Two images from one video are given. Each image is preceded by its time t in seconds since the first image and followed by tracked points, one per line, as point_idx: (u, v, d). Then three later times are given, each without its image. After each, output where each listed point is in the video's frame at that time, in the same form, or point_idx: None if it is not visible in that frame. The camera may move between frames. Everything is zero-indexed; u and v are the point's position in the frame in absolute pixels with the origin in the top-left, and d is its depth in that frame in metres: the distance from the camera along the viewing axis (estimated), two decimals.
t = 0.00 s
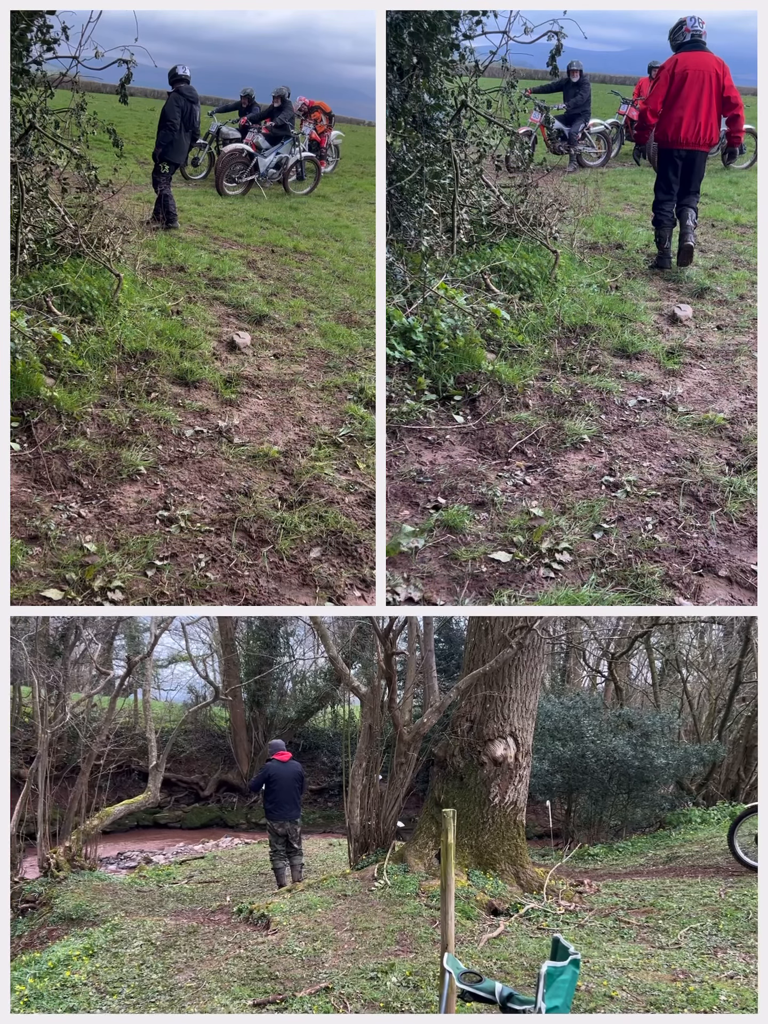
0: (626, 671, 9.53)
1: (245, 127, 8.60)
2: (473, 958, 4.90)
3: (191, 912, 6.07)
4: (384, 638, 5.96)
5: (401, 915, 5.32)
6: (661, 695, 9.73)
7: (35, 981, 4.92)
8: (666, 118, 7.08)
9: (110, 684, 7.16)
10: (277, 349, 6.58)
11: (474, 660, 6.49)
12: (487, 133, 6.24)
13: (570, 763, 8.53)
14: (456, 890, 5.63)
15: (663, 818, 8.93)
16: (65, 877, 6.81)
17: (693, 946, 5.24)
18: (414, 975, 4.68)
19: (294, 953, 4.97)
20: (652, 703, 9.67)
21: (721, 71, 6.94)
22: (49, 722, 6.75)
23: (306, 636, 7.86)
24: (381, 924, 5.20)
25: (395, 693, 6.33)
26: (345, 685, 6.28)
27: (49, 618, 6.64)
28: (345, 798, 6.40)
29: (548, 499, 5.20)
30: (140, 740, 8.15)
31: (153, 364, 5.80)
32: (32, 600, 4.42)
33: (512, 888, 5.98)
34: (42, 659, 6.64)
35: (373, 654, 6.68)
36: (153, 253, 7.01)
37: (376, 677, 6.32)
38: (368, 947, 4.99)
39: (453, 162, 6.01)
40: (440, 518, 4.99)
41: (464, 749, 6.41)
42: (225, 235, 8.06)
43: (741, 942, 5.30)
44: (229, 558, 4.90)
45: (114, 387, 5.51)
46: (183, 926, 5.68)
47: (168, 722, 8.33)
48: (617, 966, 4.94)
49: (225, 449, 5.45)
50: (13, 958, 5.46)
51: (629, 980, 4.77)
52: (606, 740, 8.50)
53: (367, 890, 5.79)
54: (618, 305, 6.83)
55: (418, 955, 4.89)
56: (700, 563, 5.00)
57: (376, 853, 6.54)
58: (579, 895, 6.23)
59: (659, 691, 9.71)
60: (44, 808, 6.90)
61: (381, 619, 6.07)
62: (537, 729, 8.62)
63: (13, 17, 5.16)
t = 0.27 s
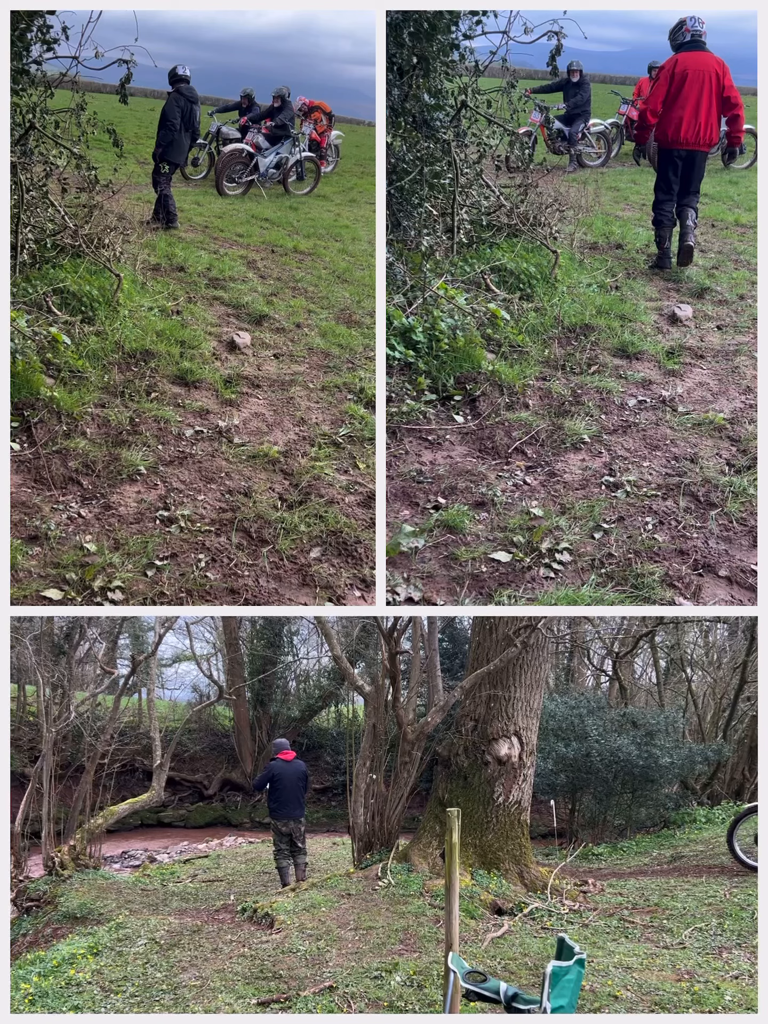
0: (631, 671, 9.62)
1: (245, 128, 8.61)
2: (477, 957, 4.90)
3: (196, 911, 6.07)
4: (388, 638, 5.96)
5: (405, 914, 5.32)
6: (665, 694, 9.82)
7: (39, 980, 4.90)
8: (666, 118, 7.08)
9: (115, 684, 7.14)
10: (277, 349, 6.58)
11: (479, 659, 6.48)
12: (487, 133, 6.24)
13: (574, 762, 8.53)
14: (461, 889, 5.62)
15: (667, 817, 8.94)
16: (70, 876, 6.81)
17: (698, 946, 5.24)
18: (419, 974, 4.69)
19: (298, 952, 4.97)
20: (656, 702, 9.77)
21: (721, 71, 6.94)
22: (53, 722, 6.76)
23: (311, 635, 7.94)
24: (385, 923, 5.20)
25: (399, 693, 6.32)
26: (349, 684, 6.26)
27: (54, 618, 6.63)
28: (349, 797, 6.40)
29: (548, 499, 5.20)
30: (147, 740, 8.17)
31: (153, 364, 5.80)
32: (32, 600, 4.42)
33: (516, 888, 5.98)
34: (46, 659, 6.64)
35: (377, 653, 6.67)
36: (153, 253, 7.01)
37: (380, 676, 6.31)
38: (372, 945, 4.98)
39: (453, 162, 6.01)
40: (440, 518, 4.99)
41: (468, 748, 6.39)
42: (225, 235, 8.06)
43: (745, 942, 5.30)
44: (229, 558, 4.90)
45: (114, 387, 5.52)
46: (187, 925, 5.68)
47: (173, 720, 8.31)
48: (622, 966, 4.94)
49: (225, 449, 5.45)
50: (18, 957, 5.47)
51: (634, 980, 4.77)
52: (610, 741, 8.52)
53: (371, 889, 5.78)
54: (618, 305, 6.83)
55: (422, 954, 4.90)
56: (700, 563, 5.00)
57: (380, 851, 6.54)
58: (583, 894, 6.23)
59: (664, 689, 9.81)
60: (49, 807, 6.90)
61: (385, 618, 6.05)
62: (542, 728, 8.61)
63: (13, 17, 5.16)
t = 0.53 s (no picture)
0: (635, 671, 9.39)
1: (245, 127, 8.61)
2: (482, 957, 4.91)
3: (202, 910, 6.07)
4: (392, 637, 5.94)
5: (409, 913, 5.31)
6: (669, 693, 9.54)
7: (45, 979, 4.96)
8: (666, 118, 7.08)
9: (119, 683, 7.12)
10: (277, 349, 6.58)
11: (483, 658, 6.46)
12: (486, 133, 6.24)
13: (579, 762, 8.54)
14: (465, 889, 5.62)
15: (672, 817, 8.93)
16: (74, 876, 6.76)
17: (703, 946, 5.25)
18: (423, 974, 4.67)
19: (302, 952, 4.96)
20: (661, 702, 9.51)
21: (721, 71, 6.94)
22: (58, 721, 6.72)
23: (314, 637, 8.12)
24: (390, 922, 5.20)
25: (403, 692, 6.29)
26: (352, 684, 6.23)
27: (59, 618, 6.62)
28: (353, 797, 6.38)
29: (548, 499, 5.20)
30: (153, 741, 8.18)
31: (153, 364, 5.80)
32: (32, 600, 4.42)
33: (520, 887, 5.99)
34: (51, 659, 6.64)
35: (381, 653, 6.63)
36: (153, 253, 7.01)
37: (384, 676, 6.27)
38: (377, 945, 4.98)
39: (453, 162, 6.01)
40: (440, 518, 4.99)
41: (472, 748, 6.37)
42: (225, 235, 8.06)
43: (750, 942, 5.30)
44: (229, 558, 4.90)
45: (114, 387, 5.52)
46: (191, 924, 5.68)
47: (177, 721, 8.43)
48: (627, 966, 4.94)
49: (225, 449, 5.45)
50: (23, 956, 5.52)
51: (639, 980, 4.77)
52: (615, 740, 8.54)
53: (374, 889, 5.76)
54: (618, 305, 6.83)
55: (426, 953, 4.88)
56: (700, 563, 5.00)
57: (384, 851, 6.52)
58: (588, 894, 6.23)
59: (668, 689, 9.54)
60: (54, 807, 6.89)
61: (389, 618, 6.03)
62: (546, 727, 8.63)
63: (13, 17, 5.16)
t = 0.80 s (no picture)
0: (640, 671, 9.57)
1: (245, 127, 8.61)
2: (487, 956, 4.91)
3: (208, 910, 6.06)
4: (398, 637, 5.97)
5: (414, 913, 5.31)
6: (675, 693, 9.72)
7: (51, 978, 4.98)
8: (666, 118, 7.08)
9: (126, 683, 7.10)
10: (277, 349, 6.58)
11: (488, 657, 6.48)
12: (487, 133, 6.24)
13: (584, 762, 8.50)
14: (470, 889, 5.62)
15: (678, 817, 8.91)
16: (80, 876, 6.74)
17: (709, 946, 5.24)
18: (428, 974, 4.64)
19: (307, 951, 4.97)
20: (667, 700, 9.71)
21: (721, 71, 6.94)
22: (65, 721, 6.71)
23: (319, 637, 8.14)
24: (395, 922, 5.20)
25: (408, 692, 6.30)
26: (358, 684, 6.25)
27: (65, 618, 6.61)
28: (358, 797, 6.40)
29: (548, 499, 5.20)
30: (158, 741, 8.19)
31: (153, 364, 5.80)
32: (32, 600, 4.42)
33: (526, 887, 5.98)
34: (58, 660, 6.64)
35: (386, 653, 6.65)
36: (152, 253, 7.01)
37: (389, 676, 6.29)
38: (382, 944, 4.98)
39: (453, 162, 6.01)
40: (440, 518, 4.99)
41: (477, 748, 6.38)
42: (225, 235, 8.06)
43: (756, 942, 5.29)
44: (229, 558, 4.90)
45: (114, 387, 5.52)
46: (198, 923, 5.69)
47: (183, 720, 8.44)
48: (632, 966, 4.94)
49: (225, 449, 5.45)
50: (29, 956, 5.56)
51: (645, 980, 4.77)
52: (620, 739, 8.48)
53: (379, 889, 5.76)
54: (618, 305, 6.83)
55: (432, 953, 4.86)
56: (700, 563, 5.00)
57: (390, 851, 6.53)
58: (593, 894, 6.22)
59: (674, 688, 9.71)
60: (60, 807, 6.88)
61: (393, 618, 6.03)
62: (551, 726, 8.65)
63: (13, 17, 5.16)
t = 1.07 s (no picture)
0: (648, 670, 9.54)
1: (245, 127, 8.61)
2: (494, 956, 4.91)
3: (214, 910, 6.07)
4: (404, 637, 5.98)
5: (420, 913, 5.31)
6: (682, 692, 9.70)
7: (60, 976, 4.97)
8: (666, 118, 7.08)
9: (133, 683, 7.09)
10: (277, 349, 6.58)
11: (495, 657, 6.48)
12: (487, 133, 6.25)
13: (592, 761, 8.49)
14: (477, 889, 5.62)
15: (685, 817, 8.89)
16: (89, 876, 6.74)
17: (717, 947, 5.24)
18: (434, 973, 4.66)
19: (314, 951, 4.96)
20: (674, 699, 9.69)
21: (721, 71, 6.94)
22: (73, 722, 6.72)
23: (326, 637, 8.12)
24: (401, 921, 5.20)
25: (415, 692, 6.31)
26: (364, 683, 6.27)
27: (73, 618, 6.58)
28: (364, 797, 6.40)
29: (548, 499, 5.20)
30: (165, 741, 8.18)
31: (153, 364, 5.80)
32: (32, 600, 4.42)
33: (533, 887, 5.97)
34: (66, 660, 6.60)
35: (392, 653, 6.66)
36: (153, 253, 7.01)
37: (396, 675, 6.30)
38: (389, 944, 4.98)
39: (453, 162, 6.01)
40: (440, 518, 4.99)
41: (484, 747, 6.37)
42: (225, 235, 8.06)
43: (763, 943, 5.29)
44: (229, 558, 4.90)
45: (114, 387, 5.52)
46: (205, 923, 5.69)
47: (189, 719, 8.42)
48: (640, 966, 4.94)
49: (225, 449, 5.45)
50: (38, 956, 5.52)
51: (652, 980, 4.78)
52: (628, 739, 8.49)
53: (386, 888, 5.77)
54: (618, 305, 6.83)
55: (438, 953, 4.87)
56: (700, 563, 5.00)
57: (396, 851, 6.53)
58: (601, 894, 6.22)
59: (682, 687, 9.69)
60: (68, 807, 6.88)
61: (400, 618, 6.08)
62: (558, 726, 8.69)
63: (13, 17, 5.16)
